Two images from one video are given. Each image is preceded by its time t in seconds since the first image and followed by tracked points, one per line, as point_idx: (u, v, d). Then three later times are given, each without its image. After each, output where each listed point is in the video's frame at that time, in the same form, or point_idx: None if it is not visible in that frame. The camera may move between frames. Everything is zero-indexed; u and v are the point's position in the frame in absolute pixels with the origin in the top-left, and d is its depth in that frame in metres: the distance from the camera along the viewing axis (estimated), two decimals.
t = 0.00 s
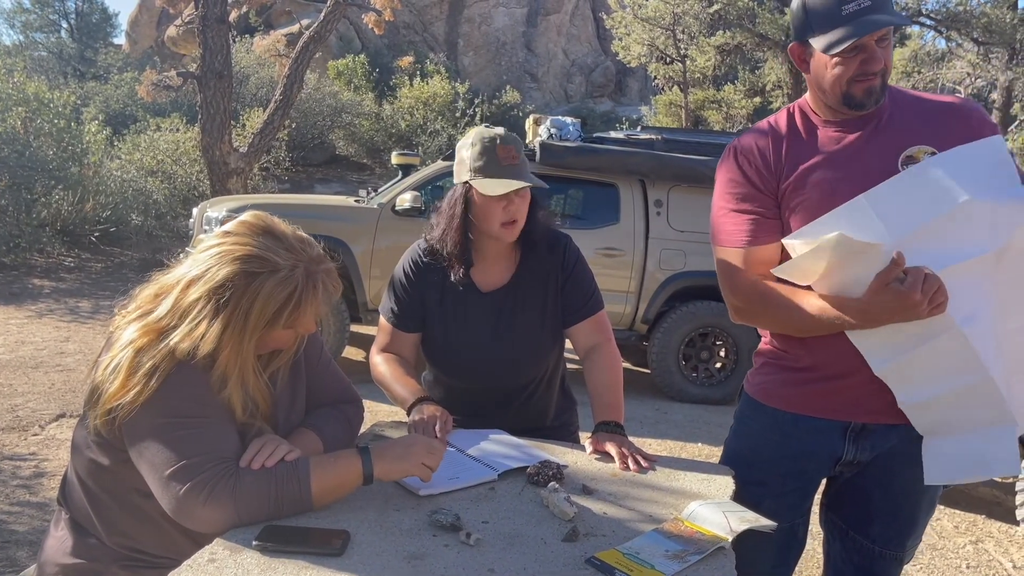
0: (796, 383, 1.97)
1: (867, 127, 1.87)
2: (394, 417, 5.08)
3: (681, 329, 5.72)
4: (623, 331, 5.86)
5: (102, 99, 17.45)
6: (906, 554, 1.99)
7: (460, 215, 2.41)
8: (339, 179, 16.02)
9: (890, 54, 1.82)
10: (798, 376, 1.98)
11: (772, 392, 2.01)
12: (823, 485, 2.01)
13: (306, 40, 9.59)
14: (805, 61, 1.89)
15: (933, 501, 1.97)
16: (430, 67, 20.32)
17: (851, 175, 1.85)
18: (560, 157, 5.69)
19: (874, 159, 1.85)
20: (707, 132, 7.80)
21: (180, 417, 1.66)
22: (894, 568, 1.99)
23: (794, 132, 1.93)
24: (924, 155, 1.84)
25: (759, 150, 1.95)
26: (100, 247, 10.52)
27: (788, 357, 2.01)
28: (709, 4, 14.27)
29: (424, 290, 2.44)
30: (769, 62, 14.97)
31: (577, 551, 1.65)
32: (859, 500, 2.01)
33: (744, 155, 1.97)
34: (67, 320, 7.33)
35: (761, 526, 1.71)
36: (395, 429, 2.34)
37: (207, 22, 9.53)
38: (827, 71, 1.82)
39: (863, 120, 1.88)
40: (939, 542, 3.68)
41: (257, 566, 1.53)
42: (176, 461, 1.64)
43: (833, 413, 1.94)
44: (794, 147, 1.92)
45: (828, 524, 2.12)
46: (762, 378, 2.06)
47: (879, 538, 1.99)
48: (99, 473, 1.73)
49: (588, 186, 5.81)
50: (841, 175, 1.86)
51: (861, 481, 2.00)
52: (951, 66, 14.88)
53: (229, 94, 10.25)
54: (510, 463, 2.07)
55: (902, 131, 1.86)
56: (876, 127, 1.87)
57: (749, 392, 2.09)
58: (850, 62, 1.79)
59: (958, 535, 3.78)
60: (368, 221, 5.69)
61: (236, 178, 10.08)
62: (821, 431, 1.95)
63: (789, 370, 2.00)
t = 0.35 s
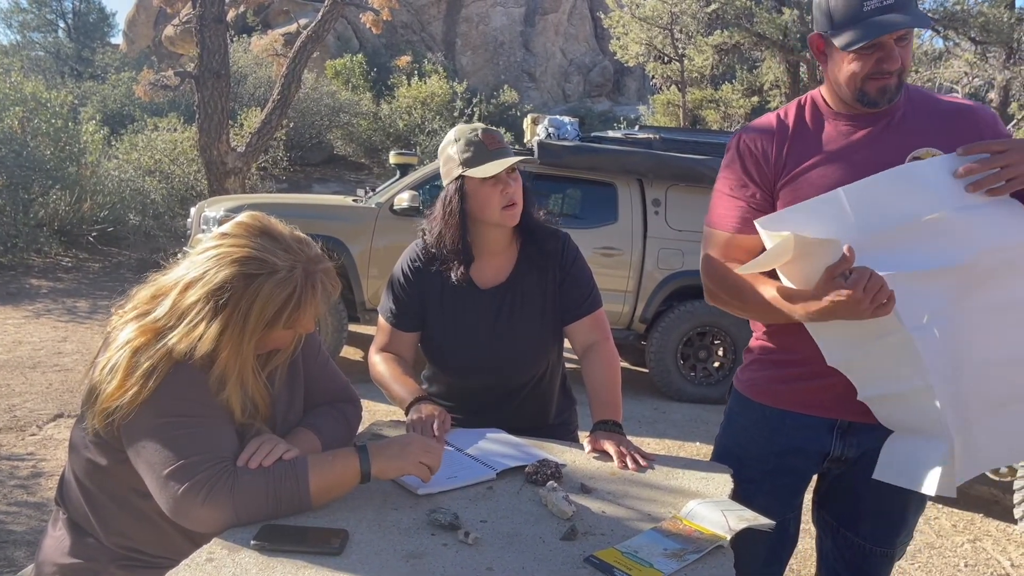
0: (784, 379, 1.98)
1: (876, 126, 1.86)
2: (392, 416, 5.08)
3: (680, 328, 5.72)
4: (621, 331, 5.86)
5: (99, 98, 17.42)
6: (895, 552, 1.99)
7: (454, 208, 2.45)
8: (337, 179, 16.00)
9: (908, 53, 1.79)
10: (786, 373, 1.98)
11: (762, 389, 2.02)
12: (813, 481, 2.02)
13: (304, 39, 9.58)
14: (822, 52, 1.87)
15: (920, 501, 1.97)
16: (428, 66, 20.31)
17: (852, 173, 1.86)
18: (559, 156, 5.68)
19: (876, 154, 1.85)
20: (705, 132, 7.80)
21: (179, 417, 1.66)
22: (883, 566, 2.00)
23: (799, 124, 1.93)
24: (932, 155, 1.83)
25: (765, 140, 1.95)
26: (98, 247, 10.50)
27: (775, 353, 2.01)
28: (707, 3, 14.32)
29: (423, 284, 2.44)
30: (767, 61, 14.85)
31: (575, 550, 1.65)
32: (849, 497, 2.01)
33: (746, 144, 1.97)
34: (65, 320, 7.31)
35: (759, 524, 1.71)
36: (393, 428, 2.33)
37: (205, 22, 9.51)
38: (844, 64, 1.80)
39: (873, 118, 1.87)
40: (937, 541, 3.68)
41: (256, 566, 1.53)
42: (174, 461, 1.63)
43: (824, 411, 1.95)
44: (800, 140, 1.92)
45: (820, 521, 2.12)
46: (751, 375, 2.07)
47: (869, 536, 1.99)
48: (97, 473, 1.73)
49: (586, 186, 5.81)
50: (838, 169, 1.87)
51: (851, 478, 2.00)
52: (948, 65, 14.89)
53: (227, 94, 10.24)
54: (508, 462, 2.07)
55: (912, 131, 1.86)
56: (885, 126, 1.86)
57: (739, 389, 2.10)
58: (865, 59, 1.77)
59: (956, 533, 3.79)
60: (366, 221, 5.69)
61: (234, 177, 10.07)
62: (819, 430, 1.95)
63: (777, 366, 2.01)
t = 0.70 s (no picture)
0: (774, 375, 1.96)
1: (891, 129, 1.82)
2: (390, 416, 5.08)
3: (677, 327, 5.73)
4: (619, 330, 5.86)
5: (96, 98, 17.40)
6: (890, 551, 1.98)
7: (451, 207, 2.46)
8: (335, 179, 16.00)
9: (929, 63, 1.68)
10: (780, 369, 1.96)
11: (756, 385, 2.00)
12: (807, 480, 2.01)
13: (302, 39, 9.58)
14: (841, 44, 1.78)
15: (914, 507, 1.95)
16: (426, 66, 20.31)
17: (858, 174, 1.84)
18: (556, 156, 5.68)
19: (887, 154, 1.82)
20: (702, 132, 7.81)
21: (176, 418, 1.66)
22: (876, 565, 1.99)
23: (815, 114, 1.92)
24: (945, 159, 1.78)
25: (778, 134, 1.95)
26: (95, 247, 10.47)
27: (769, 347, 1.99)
28: (704, 3, 14.38)
29: (420, 283, 2.44)
30: (764, 60, 14.96)
31: (573, 549, 1.66)
32: (842, 500, 1.99)
33: (760, 127, 1.98)
34: (62, 320, 7.30)
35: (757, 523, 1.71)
36: (391, 428, 2.33)
37: (203, 22, 9.50)
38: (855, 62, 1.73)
39: (888, 121, 1.82)
40: (935, 540, 3.69)
41: (254, 566, 1.53)
42: (171, 462, 1.63)
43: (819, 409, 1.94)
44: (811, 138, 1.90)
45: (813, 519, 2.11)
46: (745, 369, 2.05)
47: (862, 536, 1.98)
48: (95, 474, 1.73)
49: (584, 186, 5.82)
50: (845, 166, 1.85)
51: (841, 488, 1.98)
52: (945, 66, 14.93)
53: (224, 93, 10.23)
54: (506, 462, 2.07)
55: (927, 135, 1.80)
56: (899, 129, 1.81)
57: (732, 384, 2.08)
58: (874, 60, 1.69)
59: (953, 532, 3.80)
60: (364, 221, 5.68)
61: (232, 177, 10.06)
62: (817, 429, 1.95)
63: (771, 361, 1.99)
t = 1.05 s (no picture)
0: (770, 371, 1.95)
1: (903, 131, 1.76)
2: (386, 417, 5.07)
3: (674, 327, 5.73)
4: (615, 330, 5.86)
5: (92, 98, 17.36)
6: (886, 553, 1.98)
7: (446, 198, 2.42)
8: (331, 178, 15.99)
9: (936, 66, 1.65)
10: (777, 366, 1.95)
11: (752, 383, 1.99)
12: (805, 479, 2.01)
13: (298, 38, 9.57)
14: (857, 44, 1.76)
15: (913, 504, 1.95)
16: (422, 66, 20.30)
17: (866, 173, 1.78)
18: (553, 156, 5.68)
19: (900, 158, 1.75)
20: (699, 132, 7.81)
21: (172, 418, 1.65)
22: (874, 566, 1.99)
23: (830, 113, 1.85)
24: (960, 165, 1.71)
25: (790, 128, 1.88)
26: (90, 247, 10.43)
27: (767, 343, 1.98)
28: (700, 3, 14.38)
29: (413, 276, 2.44)
30: (760, 61, 15.00)
31: (569, 548, 1.66)
32: (841, 499, 1.99)
33: (773, 123, 1.91)
34: (57, 320, 7.28)
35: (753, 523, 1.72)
36: (387, 428, 2.33)
37: (199, 21, 9.49)
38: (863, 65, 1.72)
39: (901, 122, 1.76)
40: (930, 539, 3.70)
41: (251, 566, 1.53)
42: (168, 463, 1.63)
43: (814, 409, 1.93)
44: (823, 133, 1.84)
45: (811, 519, 2.11)
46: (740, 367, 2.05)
47: (861, 537, 1.98)
48: (91, 474, 1.72)
49: (581, 186, 5.82)
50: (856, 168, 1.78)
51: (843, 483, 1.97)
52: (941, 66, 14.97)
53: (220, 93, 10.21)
54: (503, 462, 2.07)
55: (940, 138, 1.73)
56: (911, 131, 1.75)
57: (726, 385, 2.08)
58: (877, 64, 1.69)
59: (949, 532, 3.81)
60: (361, 220, 5.68)
61: (228, 177, 10.04)
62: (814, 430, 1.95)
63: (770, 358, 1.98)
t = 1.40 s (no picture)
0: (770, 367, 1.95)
1: (905, 132, 1.76)
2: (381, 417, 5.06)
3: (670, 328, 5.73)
4: (611, 330, 5.86)
5: (87, 97, 17.32)
6: (883, 553, 1.99)
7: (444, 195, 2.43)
8: (327, 178, 15.96)
9: (936, 66, 1.66)
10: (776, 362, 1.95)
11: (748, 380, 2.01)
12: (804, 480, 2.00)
13: (294, 38, 9.55)
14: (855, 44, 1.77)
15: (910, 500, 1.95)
16: (418, 66, 20.28)
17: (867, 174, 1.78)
18: (549, 156, 5.68)
19: (908, 155, 1.74)
20: (696, 132, 7.80)
21: (168, 418, 1.65)
22: (870, 566, 2.00)
23: (832, 114, 1.85)
24: (963, 165, 1.71)
25: (792, 129, 1.89)
26: (86, 247, 10.39)
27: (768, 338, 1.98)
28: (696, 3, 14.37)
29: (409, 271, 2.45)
30: (756, 61, 14.99)
31: (565, 546, 1.66)
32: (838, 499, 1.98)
33: (775, 123, 1.92)
34: (52, 319, 7.26)
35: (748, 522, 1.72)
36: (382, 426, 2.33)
37: (194, 21, 9.47)
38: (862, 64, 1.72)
39: (902, 122, 1.77)
40: (926, 539, 3.71)
41: (247, 565, 1.53)
42: (163, 462, 1.63)
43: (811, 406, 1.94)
44: (825, 134, 1.84)
45: (808, 519, 2.11)
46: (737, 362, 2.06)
47: (858, 538, 1.98)
48: (86, 474, 1.72)
49: (577, 185, 5.81)
50: (857, 168, 1.79)
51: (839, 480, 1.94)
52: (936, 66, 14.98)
53: (216, 93, 10.18)
54: (499, 462, 2.07)
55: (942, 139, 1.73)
56: (912, 132, 1.75)
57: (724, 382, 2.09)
58: (875, 63, 1.69)
59: (944, 531, 3.81)
60: (356, 220, 5.67)
61: (223, 177, 10.02)
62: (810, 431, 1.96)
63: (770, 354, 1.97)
